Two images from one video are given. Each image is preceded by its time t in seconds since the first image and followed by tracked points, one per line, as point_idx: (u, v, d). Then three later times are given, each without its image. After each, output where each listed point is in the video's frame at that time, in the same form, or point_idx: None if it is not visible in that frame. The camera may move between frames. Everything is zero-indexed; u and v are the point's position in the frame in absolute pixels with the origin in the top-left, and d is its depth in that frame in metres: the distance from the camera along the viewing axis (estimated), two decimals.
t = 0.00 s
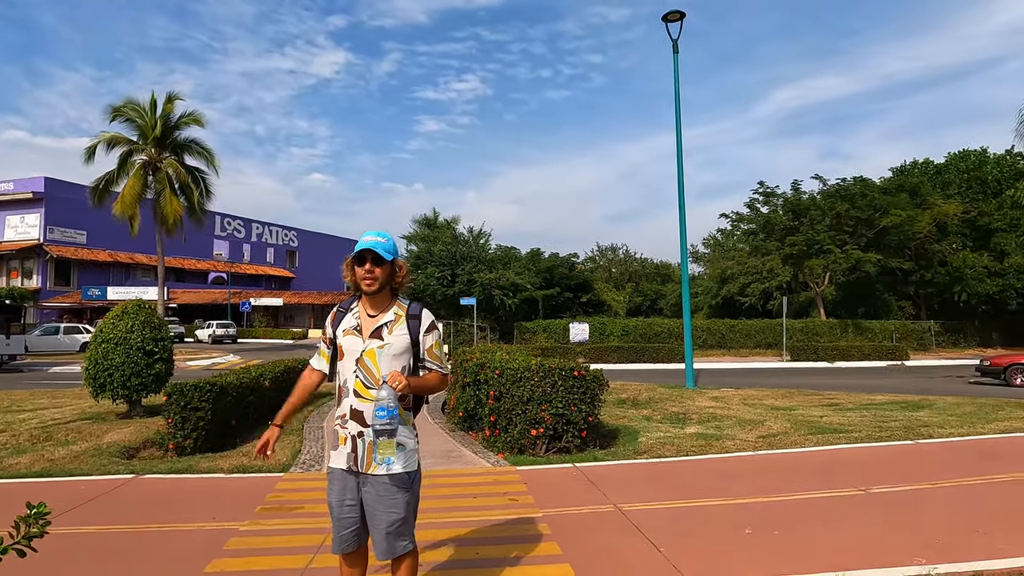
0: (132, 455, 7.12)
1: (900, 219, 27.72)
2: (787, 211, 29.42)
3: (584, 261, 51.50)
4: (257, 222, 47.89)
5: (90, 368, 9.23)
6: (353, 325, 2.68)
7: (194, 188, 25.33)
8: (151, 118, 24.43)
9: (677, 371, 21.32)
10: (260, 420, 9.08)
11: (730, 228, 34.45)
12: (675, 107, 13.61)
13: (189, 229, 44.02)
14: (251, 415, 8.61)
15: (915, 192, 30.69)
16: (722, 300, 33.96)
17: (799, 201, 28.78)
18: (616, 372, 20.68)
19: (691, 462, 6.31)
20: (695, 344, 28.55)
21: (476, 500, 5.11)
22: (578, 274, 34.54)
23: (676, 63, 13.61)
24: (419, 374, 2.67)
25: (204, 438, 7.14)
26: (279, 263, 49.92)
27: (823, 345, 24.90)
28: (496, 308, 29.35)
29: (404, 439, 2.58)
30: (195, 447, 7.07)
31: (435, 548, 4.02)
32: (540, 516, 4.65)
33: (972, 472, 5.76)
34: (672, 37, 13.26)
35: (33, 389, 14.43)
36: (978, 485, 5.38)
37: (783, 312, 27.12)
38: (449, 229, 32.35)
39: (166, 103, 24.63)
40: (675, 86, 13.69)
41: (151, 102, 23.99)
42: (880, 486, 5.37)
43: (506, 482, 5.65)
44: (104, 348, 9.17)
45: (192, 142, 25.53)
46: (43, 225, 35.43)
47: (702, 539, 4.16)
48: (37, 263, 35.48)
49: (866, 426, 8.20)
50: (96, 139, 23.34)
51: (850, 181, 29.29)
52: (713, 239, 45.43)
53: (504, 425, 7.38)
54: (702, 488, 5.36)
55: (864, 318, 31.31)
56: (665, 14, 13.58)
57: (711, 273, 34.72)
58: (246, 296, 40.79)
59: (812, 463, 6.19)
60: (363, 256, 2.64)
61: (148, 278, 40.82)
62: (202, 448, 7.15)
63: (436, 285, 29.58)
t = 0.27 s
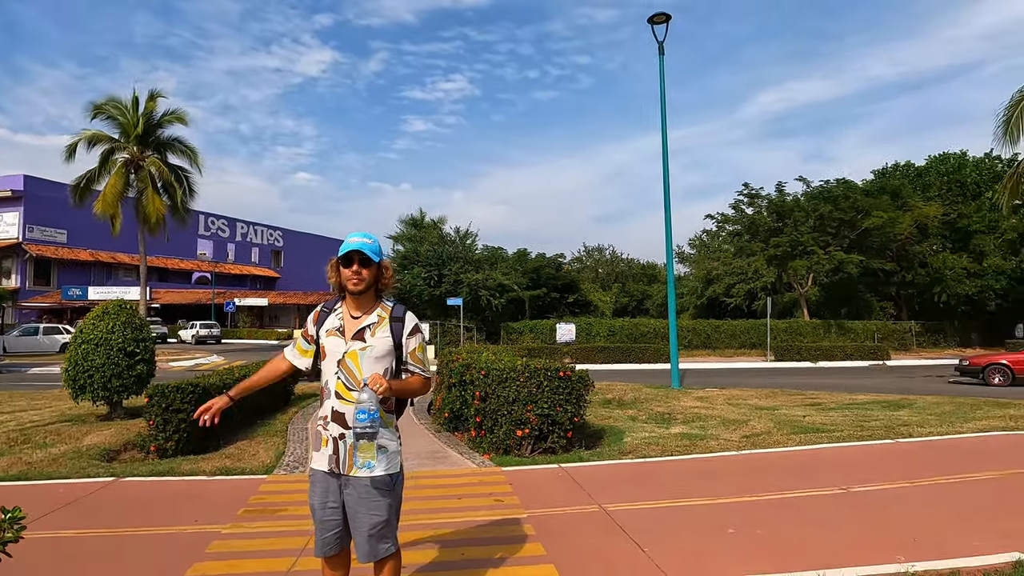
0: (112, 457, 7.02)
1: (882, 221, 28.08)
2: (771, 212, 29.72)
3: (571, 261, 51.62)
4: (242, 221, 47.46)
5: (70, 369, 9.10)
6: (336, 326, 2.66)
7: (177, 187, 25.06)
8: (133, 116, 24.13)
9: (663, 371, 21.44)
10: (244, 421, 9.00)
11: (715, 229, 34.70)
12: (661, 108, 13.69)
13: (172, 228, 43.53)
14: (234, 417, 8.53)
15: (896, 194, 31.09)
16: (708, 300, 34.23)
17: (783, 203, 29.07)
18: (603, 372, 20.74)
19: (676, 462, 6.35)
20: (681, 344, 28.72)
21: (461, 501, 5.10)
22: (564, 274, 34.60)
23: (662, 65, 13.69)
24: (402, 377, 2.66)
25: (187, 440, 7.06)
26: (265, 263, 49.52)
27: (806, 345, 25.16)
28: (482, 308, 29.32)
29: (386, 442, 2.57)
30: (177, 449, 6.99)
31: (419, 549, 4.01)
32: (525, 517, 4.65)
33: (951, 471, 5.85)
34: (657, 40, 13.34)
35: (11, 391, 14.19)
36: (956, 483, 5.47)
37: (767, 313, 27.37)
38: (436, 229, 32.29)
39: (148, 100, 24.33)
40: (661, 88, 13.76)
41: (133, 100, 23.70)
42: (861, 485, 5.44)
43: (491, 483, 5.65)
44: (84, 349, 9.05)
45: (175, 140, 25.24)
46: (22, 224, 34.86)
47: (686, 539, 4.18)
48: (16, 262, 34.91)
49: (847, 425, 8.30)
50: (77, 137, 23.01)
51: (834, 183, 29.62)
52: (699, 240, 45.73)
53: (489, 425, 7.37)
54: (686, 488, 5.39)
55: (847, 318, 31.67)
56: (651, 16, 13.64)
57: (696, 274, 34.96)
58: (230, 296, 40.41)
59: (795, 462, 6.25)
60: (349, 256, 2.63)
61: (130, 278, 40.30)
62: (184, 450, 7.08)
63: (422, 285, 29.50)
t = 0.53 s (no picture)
0: (100, 459, 6.97)
1: (871, 222, 28.30)
2: (762, 213, 29.90)
3: (563, 262, 51.67)
4: (233, 221, 47.19)
5: (57, 370, 9.02)
6: (324, 327, 2.65)
7: (167, 186, 24.91)
8: (123, 115, 23.96)
9: (655, 372, 21.51)
10: (234, 422, 8.94)
11: (707, 230, 34.81)
12: (652, 110, 13.74)
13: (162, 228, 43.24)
14: (224, 418, 8.48)
15: (885, 196, 31.35)
16: (699, 301, 34.42)
17: (774, 204, 29.27)
18: (594, 372, 20.77)
19: (667, 462, 6.36)
20: (672, 345, 28.82)
21: (452, 502, 5.10)
22: (556, 275, 34.63)
23: (654, 67, 13.73)
24: (390, 378, 2.66)
25: (176, 441, 7.02)
26: (255, 263, 49.27)
27: (796, 345, 25.32)
28: (475, 309, 29.32)
29: (374, 443, 2.57)
30: (166, 451, 6.94)
31: (410, 551, 4.00)
32: (515, 518, 4.66)
33: (938, 470, 5.91)
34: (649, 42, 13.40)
35: None
36: (942, 483, 5.52)
37: (758, 313, 27.50)
38: (428, 229, 32.26)
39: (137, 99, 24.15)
40: (652, 90, 13.83)
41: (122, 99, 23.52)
42: (849, 485, 5.48)
43: (482, 484, 5.66)
44: (71, 350, 8.96)
45: (165, 140, 25.06)
46: (10, 223, 34.50)
47: (675, 539, 4.20)
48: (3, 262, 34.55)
49: (837, 425, 8.35)
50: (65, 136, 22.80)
51: (823, 184, 29.80)
52: (690, 241, 45.91)
53: (481, 426, 7.37)
54: (677, 488, 5.41)
55: (837, 319, 31.87)
56: (643, 18, 13.69)
57: (687, 274, 35.13)
58: (221, 297, 40.17)
59: (785, 462, 6.29)
60: (344, 258, 2.62)
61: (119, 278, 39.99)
62: (174, 451, 7.03)
63: (414, 286, 29.44)
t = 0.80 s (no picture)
0: (95, 461, 6.94)
1: (866, 224, 28.43)
2: (758, 215, 29.97)
3: (559, 262, 51.69)
4: (228, 222, 47.05)
5: (51, 371, 8.98)
6: (320, 328, 2.64)
7: (163, 186, 24.83)
8: (118, 115, 23.87)
9: (651, 373, 21.53)
10: (230, 423, 8.91)
11: (703, 231, 34.87)
12: (649, 111, 13.77)
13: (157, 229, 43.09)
14: (220, 419, 8.45)
15: (880, 198, 31.49)
16: (695, 301, 34.51)
17: (769, 205, 29.38)
18: (591, 373, 20.79)
19: (663, 463, 6.38)
20: (668, 346, 28.88)
21: (449, 503, 5.10)
22: (553, 276, 34.63)
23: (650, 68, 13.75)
24: (387, 378, 2.66)
25: (171, 443, 6.99)
26: (251, 263, 49.13)
27: (791, 346, 25.40)
28: (471, 310, 29.30)
29: (373, 442, 2.57)
30: (161, 452, 6.92)
31: (407, 552, 4.00)
32: (512, 519, 4.65)
33: (933, 470, 5.93)
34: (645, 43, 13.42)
35: None
36: (937, 483, 5.54)
37: (754, 314, 27.56)
38: (424, 230, 32.25)
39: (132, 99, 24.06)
40: (649, 91, 13.85)
41: (117, 99, 23.43)
42: (845, 485, 5.50)
43: (479, 485, 5.65)
44: (66, 350, 8.91)
45: (160, 140, 24.98)
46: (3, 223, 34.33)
47: (671, 540, 4.21)
48: None
49: (832, 425, 8.38)
50: (59, 136, 22.70)
51: (819, 186, 29.91)
52: (686, 242, 45.99)
53: (477, 427, 7.37)
54: (673, 488, 5.42)
55: (832, 320, 31.98)
56: (639, 20, 13.71)
57: (683, 275, 35.22)
58: (216, 297, 40.04)
59: (780, 462, 6.32)
60: (340, 262, 2.62)
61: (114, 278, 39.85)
62: (169, 452, 7.00)
63: (411, 286, 29.41)
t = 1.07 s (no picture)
0: (95, 462, 6.94)
1: (866, 225, 28.45)
2: (758, 216, 29.96)
3: (559, 263, 51.68)
4: (228, 222, 47.06)
5: (51, 371, 8.97)
6: (320, 330, 2.63)
7: (163, 187, 24.82)
8: (118, 116, 23.87)
9: (651, 373, 21.53)
10: (230, 424, 8.91)
11: (703, 232, 34.86)
12: (649, 112, 13.78)
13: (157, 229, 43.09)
14: (221, 420, 8.44)
15: (880, 198, 31.50)
16: (694, 302, 34.54)
17: (770, 206, 29.38)
18: (591, 374, 20.80)
19: (663, 464, 6.37)
20: (668, 347, 28.89)
21: (449, 504, 5.09)
22: (553, 276, 34.63)
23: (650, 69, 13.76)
24: (388, 378, 2.66)
25: (172, 444, 6.99)
26: (251, 264, 49.13)
27: (791, 347, 25.41)
28: (471, 311, 29.30)
29: (376, 443, 2.57)
30: (161, 453, 6.91)
31: (407, 553, 3.99)
32: (513, 520, 4.65)
33: (933, 472, 5.93)
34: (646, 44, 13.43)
35: None
36: (938, 484, 5.54)
37: (754, 315, 27.56)
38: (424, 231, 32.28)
39: (132, 100, 24.06)
40: (649, 92, 13.86)
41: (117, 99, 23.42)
42: (847, 486, 5.49)
43: (479, 486, 5.65)
44: (65, 351, 8.90)
45: (160, 140, 24.99)
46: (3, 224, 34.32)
47: (672, 541, 4.21)
48: None
49: (832, 427, 8.39)
50: (59, 136, 22.69)
51: (819, 187, 29.92)
52: (686, 243, 45.99)
53: (477, 428, 7.36)
54: (675, 490, 5.42)
55: (832, 321, 32.00)
56: (639, 21, 13.72)
57: (683, 276, 35.25)
58: (216, 298, 40.03)
59: (780, 463, 6.32)
60: (342, 265, 2.62)
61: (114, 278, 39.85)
62: (169, 454, 7.00)
63: (411, 287, 29.42)
